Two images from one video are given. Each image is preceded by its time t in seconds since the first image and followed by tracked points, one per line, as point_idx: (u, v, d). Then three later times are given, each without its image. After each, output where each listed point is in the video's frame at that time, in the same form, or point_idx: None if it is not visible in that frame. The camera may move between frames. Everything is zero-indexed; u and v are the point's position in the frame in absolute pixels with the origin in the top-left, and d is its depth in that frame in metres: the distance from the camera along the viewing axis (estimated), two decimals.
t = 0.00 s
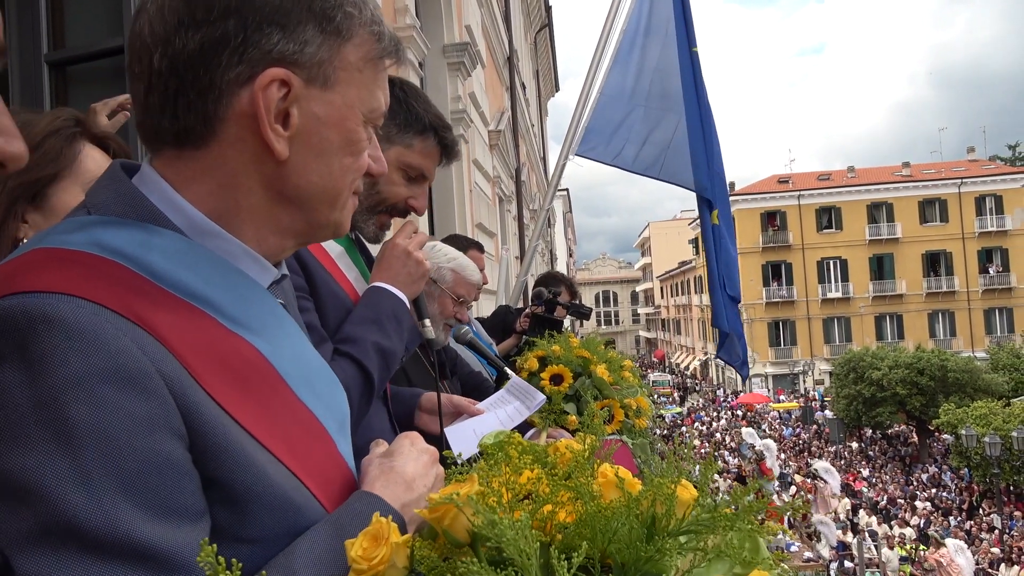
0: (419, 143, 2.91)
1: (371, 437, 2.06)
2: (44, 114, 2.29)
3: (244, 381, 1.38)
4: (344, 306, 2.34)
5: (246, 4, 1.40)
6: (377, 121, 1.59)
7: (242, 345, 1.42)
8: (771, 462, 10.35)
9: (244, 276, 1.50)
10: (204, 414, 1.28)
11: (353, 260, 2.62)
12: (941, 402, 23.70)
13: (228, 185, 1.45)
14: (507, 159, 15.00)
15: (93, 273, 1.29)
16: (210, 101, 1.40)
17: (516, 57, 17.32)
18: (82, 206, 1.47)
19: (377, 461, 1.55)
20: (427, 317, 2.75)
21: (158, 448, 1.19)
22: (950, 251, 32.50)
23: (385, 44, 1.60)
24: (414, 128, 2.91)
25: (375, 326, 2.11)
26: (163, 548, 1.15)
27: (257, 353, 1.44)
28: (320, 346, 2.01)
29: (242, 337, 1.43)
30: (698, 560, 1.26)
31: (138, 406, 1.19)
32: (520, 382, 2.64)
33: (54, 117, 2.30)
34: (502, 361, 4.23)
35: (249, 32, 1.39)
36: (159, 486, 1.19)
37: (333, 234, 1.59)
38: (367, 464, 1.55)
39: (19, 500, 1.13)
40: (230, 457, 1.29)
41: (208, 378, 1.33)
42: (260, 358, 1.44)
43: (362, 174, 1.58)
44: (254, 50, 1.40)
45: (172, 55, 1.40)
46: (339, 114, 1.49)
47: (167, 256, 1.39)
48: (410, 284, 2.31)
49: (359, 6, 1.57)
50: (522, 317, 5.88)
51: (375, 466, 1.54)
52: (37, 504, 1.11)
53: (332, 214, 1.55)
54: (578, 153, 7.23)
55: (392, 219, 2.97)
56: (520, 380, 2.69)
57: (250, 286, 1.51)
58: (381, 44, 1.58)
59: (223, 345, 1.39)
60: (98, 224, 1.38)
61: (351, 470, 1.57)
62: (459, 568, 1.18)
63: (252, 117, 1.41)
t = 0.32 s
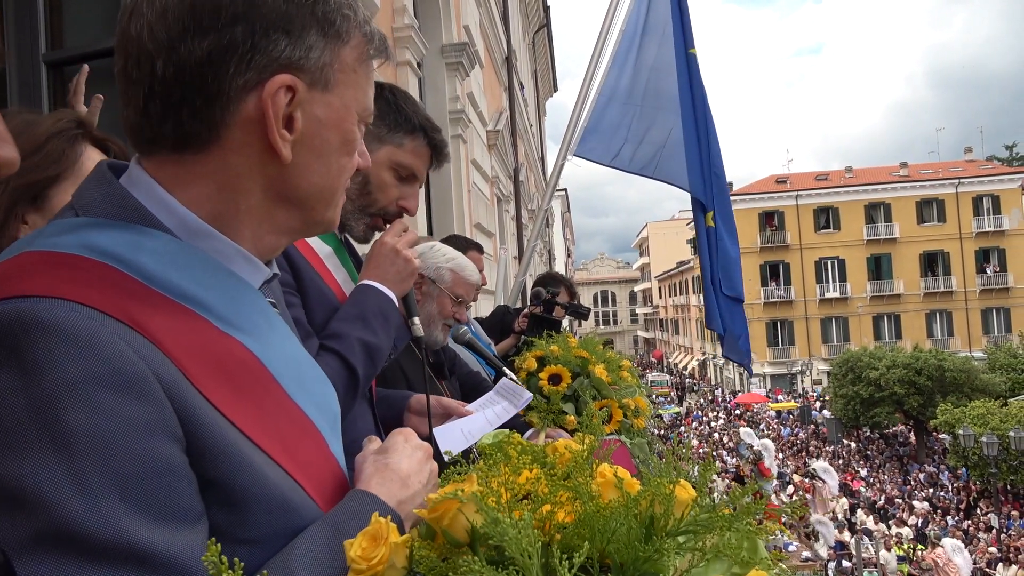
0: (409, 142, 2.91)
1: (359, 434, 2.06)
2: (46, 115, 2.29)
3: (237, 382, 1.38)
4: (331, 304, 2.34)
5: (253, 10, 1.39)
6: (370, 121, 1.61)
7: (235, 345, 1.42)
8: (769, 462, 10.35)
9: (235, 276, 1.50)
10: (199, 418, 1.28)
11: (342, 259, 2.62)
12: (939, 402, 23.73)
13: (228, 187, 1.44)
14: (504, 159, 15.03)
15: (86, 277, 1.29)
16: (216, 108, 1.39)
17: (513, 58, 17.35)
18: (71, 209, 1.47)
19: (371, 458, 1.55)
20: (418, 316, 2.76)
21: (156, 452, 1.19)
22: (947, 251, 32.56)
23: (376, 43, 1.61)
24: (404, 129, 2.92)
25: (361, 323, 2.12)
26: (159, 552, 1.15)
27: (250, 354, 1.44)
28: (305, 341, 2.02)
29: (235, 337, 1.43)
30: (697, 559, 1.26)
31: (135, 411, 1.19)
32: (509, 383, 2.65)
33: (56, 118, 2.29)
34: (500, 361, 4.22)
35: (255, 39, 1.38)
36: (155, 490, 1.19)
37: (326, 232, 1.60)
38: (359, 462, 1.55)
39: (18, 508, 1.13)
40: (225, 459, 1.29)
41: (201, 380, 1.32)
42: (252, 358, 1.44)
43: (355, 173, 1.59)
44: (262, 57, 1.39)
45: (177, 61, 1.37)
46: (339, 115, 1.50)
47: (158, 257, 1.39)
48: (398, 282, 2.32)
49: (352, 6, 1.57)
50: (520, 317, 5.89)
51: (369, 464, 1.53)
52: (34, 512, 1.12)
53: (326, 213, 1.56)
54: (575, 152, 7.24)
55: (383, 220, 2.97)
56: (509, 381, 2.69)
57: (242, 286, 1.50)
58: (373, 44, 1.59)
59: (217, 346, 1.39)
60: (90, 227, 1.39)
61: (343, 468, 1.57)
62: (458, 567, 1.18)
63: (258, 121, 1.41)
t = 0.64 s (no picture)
0: (408, 146, 2.92)
1: (350, 432, 2.05)
2: (60, 116, 2.29)
3: (237, 383, 1.38)
4: (326, 303, 2.34)
5: (264, 12, 1.39)
6: (373, 123, 1.61)
7: (235, 346, 1.42)
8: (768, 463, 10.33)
9: (235, 277, 1.50)
10: (201, 420, 1.28)
11: (337, 260, 2.63)
12: (937, 403, 23.74)
13: (232, 187, 1.44)
14: (504, 159, 15.04)
15: (87, 277, 1.29)
16: (223, 107, 1.39)
17: (513, 58, 17.36)
18: (70, 207, 1.47)
19: (369, 460, 1.55)
20: (412, 316, 2.75)
21: (158, 455, 1.19)
22: (946, 252, 32.59)
23: (380, 47, 1.61)
24: (402, 132, 2.92)
25: (355, 322, 2.12)
26: (161, 553, 1.15)
27: (249, 355, 1.44)
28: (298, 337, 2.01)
29: (235, 338, 1.43)
30: (695, 560, 1.26)
31: (137, 413, 1.19)
32: (500, 388, 2.65)
33: (70, 119, 2.30)
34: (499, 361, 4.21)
35: (266, 41, 1.38)
36: (156, 494, 1.18)
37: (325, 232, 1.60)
38: (358, 463, 1.55)
39: (20, 511, 1.13)
40: (226, 461, 1.29)
41: (202, 382, 1.32)
42: (252, 359, 1.44)
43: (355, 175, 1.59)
44: (272, 58, 1.39)
45: (188, 60, 1.37)
46: (345, 117, 1.50)
47: (158, 256, 1.39)
48: (392, 282, 2.31)
49: (357, 8, 1.57)
50: (519, 317, 5.88)
51: (367, 465, 1.53)
52: (36, 515, 1.12)
53: (327, 214, 1.56)
54: (575, 152, 7.24)
55: (381, 221, 2.97)
56: (499, 387, 2.71)
57: (242, 286, 1.50)
58: (375, 48, 1.59)
59: (217, 346, 1.39)
60: (90, 225, 1.38)
61: (341, 469, 1.57)
62: (458, 567, 1.18)
63: (265, 122, 1.41)
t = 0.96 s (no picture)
0: (406, 140, 2.92)
1: (353, 429, 2.04)
2: (75, 120, 2.28)
3: (235, 381, 1.38)
4: (330, 301, 2.34)
5: (261, 10, 1.38)
6: (372, 121, 1.61)
7: (233, 345, 1.42)
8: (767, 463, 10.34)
9: (233, 275, 1.50)
10: (198, 419, 1.28)
11: (340, 259, 2.63)
12: (936, 404, 23.76)
13: (230, 186, 1.44)
14: (504, 158, 15.05)
15: (84, 275, 1.29)
16: (221, 105, 1.38)
17: (513, 58, 17.37)
18: (70, 206, 1.47)
19: (369, 458, 1.54)
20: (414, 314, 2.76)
21: (156, 454, 1.19)
22: (945, 254, 32.61)
23: (378, 45, 1.61)
24: (400, 126, 2.92)
25: (358, 320, 2.11)
26: (159, 553, 1.15)
27: (247, 353, 1.43)
28: (301, 337, 2.02)
29: (232, 336, 1.43)
30: (695, 561, 1.26)
31: (135, 411, 1.19)
32: (501, 386, 2.66)
33: (86, 121, 2.29)
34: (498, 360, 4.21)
35: (264, 39, 1.38)
36: (154, 492, 1.18)
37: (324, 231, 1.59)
38: (358, 461, 1.55)
39: (18, 509, 1.13)
40: (224, 459, 1.29)
41: (199, 379, 1.32)
42: (250, 359, 1.44)
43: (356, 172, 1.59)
44: (270, 57, 1.39)
45: (185, 59, 1.36)
46: (343, 115, 1.50)
47: (155, 254, 1.38)
48: (393, 280, 2.31)
49: (356, 6, 1.57)
50: (520, 316, 5.88)
51: (367, 462, 1.53)
52: (33, 514, 1.12)
53: (326, 212, 1.56)
54: (575, 153, 7.24)
55: (384, 217, 2.97)
56: (500, 385, 2.72)
57: (240, 285, 1.50)
58: (374, 45, 1.59)
59: (215, 345, 1.38)
60: (87, 224, 1.38)
61: (341, 468, 1.57)
62: (455, 567, 1.18)
63: (263, 120, 1.41)
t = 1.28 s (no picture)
0: (423, 146, 2.93)
1: (358, 431, 2.06)
2: (83, 119, 2.28)
3: (236, 378, 1.38)
4: (338, 303, 2.35)
5: (259, 8, 1.38)
6: (371, 118, 1.60)
7: (233, 341, 1.42)
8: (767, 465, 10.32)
9: (234, 272, 1.49)
10: (200, 414, 1.27)
11: (351, 260, 2.62)
12: (934, 406, 23.75)
13: (230, 184, 1.44)
14: (504, 158, 15.04)
15: (84, 270, 1.29)
16: (220, 103, 1.38)
17: (514, 57, 17.34)
18: (71, 203, 1.47)
19: (370, 455, 1.54)
20: (423, 318, 2.75)
21: (158, 449, 1.19)
22: (945, 256, 32.61)
23: (376, 44, 1.61)
24: (419, 133, 2.94)
25: (365, 323, 2.11)
26: (161, 547, 1.15)
27: (248, 350, 1.43)
28: (306, 340, 2.02)
29: (233, 333, 1.43)
30: (693, 560, 1.26)
31: (136, 404, 1.19)
32: (507, 395, 2.68)
33: (95, 121, 2.28)
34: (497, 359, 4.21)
35: (261, 37, 1.38)
36: (156, 486, 1.18)
37: (325, 228, 1.59)
38: (357, 459, 1.55)
39: (19, 503, 1.13)
40: (225, 455, 1.29)
41: (201, 374, 1.32)
42: (250, 355, 1.44)
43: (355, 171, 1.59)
44: (267, 54, 1.39)
45: (182, 57, 1.36)
46: (341, 112, 1.50)
47: (157, 250, 1.38)
48: (404, 283, 2.30)
49: (354, 4, 1.57)
50: (520, 316, 5.87)
51: (367, 460, 1.53)
52: (35, 507, 1.11)
53: (326, 210, 1.56)
54: (575, 153, 7.24)
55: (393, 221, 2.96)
56: (506, 394, 2.73)
57: (240, 281, 1.50)
58: (372, 43, 1.59)
59: (216, 341, 1.38)
60: (88, 221, 1.38)
61: (341, 465, 1.57)
62: (454, 566, 1.18)
63: (261, 118, 1.41)
